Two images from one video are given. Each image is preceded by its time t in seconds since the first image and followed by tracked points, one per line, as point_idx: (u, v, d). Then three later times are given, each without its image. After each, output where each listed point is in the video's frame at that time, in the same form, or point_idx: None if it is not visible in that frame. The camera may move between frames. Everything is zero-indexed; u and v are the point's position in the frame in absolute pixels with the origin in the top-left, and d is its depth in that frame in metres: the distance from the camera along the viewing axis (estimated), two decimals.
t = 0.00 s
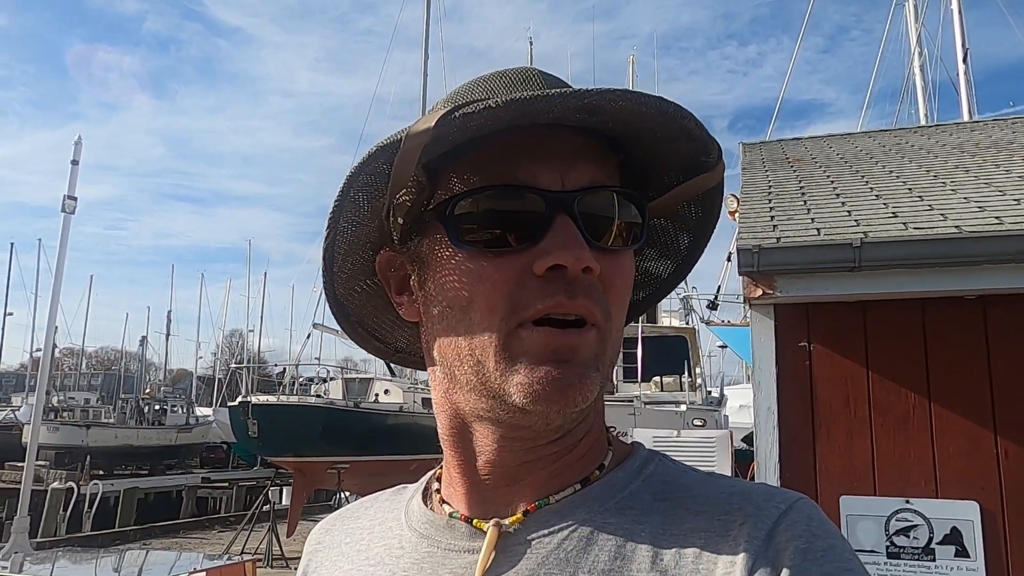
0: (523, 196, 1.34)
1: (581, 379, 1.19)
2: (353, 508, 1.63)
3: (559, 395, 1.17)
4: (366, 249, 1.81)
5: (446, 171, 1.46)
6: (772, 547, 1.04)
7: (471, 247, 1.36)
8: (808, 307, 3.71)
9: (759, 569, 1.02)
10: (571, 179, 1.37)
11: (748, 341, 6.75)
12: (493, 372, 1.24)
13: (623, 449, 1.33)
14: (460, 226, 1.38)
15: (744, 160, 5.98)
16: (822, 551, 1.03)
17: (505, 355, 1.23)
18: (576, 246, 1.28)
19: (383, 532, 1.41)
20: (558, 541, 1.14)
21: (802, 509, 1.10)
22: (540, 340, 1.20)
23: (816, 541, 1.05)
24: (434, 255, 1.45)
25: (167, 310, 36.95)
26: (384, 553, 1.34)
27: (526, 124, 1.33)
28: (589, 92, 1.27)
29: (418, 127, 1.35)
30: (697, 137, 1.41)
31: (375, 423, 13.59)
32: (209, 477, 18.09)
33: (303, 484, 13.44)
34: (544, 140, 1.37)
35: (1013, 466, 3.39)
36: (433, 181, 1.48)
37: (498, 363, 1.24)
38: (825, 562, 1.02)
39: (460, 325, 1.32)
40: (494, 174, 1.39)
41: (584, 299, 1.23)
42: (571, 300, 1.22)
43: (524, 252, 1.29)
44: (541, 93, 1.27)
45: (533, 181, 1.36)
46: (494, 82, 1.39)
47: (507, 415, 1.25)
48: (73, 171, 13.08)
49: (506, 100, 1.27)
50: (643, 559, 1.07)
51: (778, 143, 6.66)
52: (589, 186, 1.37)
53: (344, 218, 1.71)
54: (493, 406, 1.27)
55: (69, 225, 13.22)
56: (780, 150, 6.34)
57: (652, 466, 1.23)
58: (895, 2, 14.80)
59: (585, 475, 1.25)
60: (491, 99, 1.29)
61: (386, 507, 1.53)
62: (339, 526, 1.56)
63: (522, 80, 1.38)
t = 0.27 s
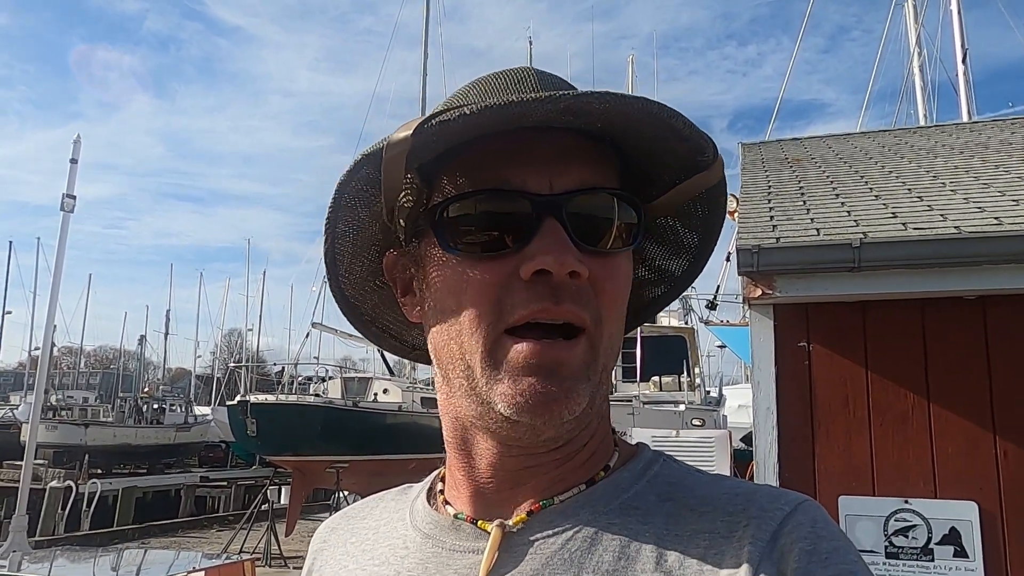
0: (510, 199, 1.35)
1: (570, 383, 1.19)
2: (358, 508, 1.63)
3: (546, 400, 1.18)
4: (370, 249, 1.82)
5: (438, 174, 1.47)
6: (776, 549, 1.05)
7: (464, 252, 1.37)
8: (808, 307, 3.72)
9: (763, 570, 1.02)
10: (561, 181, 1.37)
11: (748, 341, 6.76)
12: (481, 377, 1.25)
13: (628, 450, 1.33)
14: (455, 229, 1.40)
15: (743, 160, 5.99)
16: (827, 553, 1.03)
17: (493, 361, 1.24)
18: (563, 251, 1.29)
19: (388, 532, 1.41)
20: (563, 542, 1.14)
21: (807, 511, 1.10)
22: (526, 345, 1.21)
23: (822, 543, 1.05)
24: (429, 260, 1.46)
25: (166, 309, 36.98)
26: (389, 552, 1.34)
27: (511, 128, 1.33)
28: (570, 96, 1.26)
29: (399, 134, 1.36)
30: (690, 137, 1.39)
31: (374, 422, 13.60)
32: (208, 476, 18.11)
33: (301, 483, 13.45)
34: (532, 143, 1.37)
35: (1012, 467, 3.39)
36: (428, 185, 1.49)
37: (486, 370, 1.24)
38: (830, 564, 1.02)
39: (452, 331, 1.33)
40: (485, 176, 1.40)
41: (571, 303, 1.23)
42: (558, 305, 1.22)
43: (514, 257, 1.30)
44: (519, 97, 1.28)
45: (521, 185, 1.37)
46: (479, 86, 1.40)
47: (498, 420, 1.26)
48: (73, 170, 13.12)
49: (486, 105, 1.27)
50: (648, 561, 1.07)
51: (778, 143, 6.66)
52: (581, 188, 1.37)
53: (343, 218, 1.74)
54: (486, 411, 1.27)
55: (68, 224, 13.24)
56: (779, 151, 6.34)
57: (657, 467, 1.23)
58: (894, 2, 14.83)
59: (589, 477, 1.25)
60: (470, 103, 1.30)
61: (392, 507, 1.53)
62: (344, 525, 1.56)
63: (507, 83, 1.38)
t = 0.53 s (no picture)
0: (489, 205, 1.37)
1: (552, 383, 1.20)
2: (361, 505, 1.63)
3: (528, 401, 1.19)
4: (369, 254, 1.84)
5: (422, 181, 1.49)
6: (776, 545, 1.05)
7: (450, 257, 1.39)
8: (804, 308, 3.72)
9: (762, 566, 1.02)
10: (538, 185, 1.38)
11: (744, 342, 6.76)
12: (469, 380, 1.27)
13: (628, 448, 1.33)
14: (443, 234, 1.42)
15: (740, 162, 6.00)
16: (827, 549, 1.04)
17: (478, 364, 1.26)
18: (542, 254, 1.30)
19: (391, 528, 1.41)
20: (564, 536, 1.14)
21: (806, 508, 1.10)
22: (506, 344, 1.22)
23: (821, 539, 1.05)
24: (419, 265, 1.49)
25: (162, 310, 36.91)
26: (392, 548, 1.34)
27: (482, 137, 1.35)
28: (530, 105, 1.27)
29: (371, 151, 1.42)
30: (665, 134, 1.38)
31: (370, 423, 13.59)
32: (203, 477, 18.08)
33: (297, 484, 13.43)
34: (507, 148, 1.39)
35: (1008, 468, 3.40)
36: (416, 191, 1.51)
37: (472, 372, 1.26)
38: (829, 560, 1.02)
39: (440, 336, 1.35)
40: (468, 182, 1.42)
41: (551, 304, 1.24)
42: (537, 307, 1.24)
43: (494, 262, 1.32)
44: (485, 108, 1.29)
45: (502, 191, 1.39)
46: (453, 96, 1.42)
47: (487, 421, 1.28)
48: (68, 170, 13.11)
49: (452, 118, 1.30)
50: (648, 556, 1.07)
51: (774, 145, 6.67)
52: (562, 191, 1.37)
53: (335, 228, 1.77)
54: (475, 412, 1.29)
55: (64, 223, 13.23)
56: (776, 153, 6.35)
57: (658, 464, 1.23)
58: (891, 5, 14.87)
59: (588, 474, 1.25)
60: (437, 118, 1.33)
61: (395, 503, 1.53)
62: (348, 521, 1.56)
63: (480, 89, 1.40)
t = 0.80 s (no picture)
0: (483, 212, 1.37)
1: (549, 390, 1.20)
2: (370, 506, 1.62)
3: (525, 409, 1.19)
4: (371, 259, 1.84)
5: (418, 187, 1.49)
6: (784, 543, 1.05)
7: (450, 264, 1.39)
8: (799, 310, 3.73)
9: (770, 566, 1.02)
10: (531, 191, 1.37)
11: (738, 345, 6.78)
12: (468, 387, 1.28)
13: (635, 448, 1.32)
14: (442, 239, 1.42)
15: (734, 165, 6.01)
16: (836, 547, 1.03)
17: (477, 371, 1.26)
18: (536, 261, 1.29)
19: (401, 529, 1.40)
20: (572, 535, 1.14)
21: (815, 505, 1.10)
22: (505, 356, 1.22)
23: (830, 537, 1.05)
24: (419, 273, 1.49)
25: (155, 309, 36.80)
26: (401, 549, 1.34)
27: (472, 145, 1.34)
28: (515, 114, 1.25)
29: (360, 164, 1.43)
30: (655, 136, 1.37)
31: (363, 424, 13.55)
32: (195, 477, 18.02)
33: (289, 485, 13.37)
34: (499, 155, 1.38)
35: (1001, 470, 3.41)
36: (413, 198, 1.51)
37: (471, 379, 1.27)
38: (839, 558, 1.02)
39: (442, 343, 1.36)
40: (460, 191, 1.42)
41: (546, 311, 1.23)
42: (531, 315, 1.23)
43: (489, 270, 1.32)
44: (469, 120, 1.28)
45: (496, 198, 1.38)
46: (442, 106, 1.41)
47: (488, 427, 1.28)
48: (61, 168, 13.06)
49: (439, 131, 1.29)
50: (656, 556, 1.07)
51: (769, 148, 6.69)
52: (557, 195, 1.36)
53: (334, 237, 1.77)
54: (477, 418, 1.30)
55: (56, 221, 13.18)
56: (771, 155, 6.37)
57: (667, 463, 1.23)
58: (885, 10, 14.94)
59: (596, 474, 1.25)
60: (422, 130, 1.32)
61: (404, 504, 1.52)
62: (358, 522, 1.56)
63: (468, 96, 1.39)
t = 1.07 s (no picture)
0: (483, 219, 1.36)
1: (550, 398, 1.20)
2: (370, 508, 1.62)
3: (526, 417, 1.20)
4: (370, 262, 1.83)
5: (418, 194, 1.48)
6: (780, 545, 1.04)
7: (449, 270, 1.38)
8: (792, 309, 3.73)
9: (766, 569, 1.01)
10: (531, 199, 1.36)
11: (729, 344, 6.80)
12: (470, 394, 1.28)
13: (634, 449, 1.32)
14: (443, 244, 1.41)
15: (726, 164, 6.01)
16: (834, 550, 1.02)
17: (478, 378, 1.26)
18: (535, 269, 1.28)
19: (400, 531, 1.40)
20: (570, 537, 1.13)
21: (813, 508, 1.09)
22: (505, 365, 1.23)
23: (827, 540, 1.04)
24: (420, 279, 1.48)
25: (145, 307, 36.63)
26: (400, 552, 1.34)
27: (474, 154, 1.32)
28: (517, 126, 1.23)
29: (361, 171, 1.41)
30: (658, 145, 1.35)
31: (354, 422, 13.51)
32: (185, 476, 17.94)
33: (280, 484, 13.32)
34: (501, 162, 1.36)
35: (992, 471, 3.43)
36: (414, 205, 1.50)
37: (473, 386, 1.27)
38: (836, 562, 1.01)
39: (443, 349, 1.36)
40: (462, 198, 1.41)
41: (546, 320, 1.23)
42: (532, 324, 1.23)
43: (490, 277, 1.32)
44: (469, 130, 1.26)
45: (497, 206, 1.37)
46: (444, 112, 1.40)
47: (489, 433, 1.28)
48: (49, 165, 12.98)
49: (439, 141, 1.27)
50: (653, 558, 1.07)
51: (762, 147, 6.69)
52: (557, 203, 1.35)
53: (333, 240, 1.76)
54: (477, 423, 1.30)
55: (44, 218, 13.09)
56: (763, 155, 6.38)
57: (665, 465, 1.22)
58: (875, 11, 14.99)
59: (594, 475, 1.25)
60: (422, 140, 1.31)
61: (404, 506, 1.52)
62: (358, 525, 1.55)
63: (469, 102, 1.37)
